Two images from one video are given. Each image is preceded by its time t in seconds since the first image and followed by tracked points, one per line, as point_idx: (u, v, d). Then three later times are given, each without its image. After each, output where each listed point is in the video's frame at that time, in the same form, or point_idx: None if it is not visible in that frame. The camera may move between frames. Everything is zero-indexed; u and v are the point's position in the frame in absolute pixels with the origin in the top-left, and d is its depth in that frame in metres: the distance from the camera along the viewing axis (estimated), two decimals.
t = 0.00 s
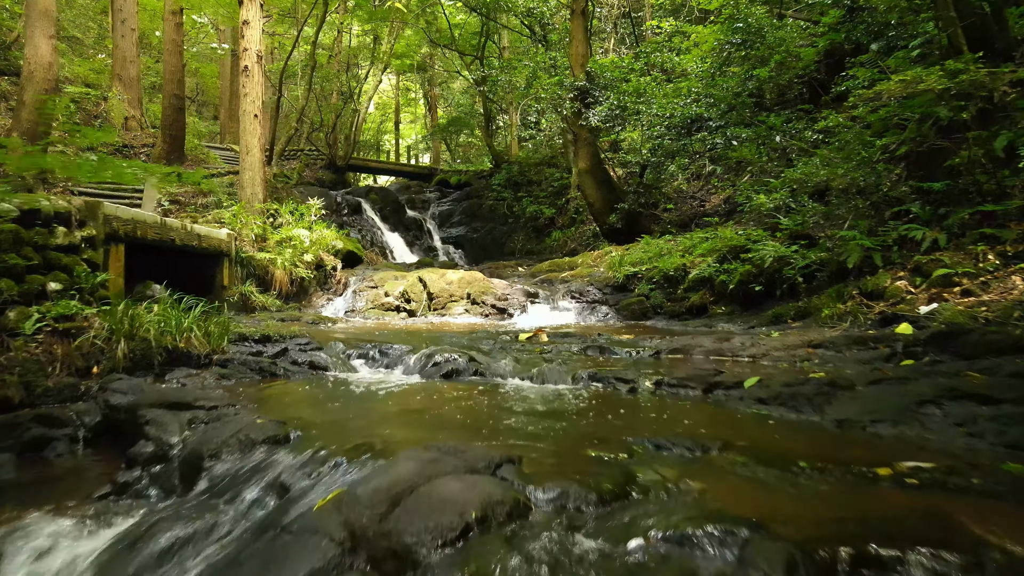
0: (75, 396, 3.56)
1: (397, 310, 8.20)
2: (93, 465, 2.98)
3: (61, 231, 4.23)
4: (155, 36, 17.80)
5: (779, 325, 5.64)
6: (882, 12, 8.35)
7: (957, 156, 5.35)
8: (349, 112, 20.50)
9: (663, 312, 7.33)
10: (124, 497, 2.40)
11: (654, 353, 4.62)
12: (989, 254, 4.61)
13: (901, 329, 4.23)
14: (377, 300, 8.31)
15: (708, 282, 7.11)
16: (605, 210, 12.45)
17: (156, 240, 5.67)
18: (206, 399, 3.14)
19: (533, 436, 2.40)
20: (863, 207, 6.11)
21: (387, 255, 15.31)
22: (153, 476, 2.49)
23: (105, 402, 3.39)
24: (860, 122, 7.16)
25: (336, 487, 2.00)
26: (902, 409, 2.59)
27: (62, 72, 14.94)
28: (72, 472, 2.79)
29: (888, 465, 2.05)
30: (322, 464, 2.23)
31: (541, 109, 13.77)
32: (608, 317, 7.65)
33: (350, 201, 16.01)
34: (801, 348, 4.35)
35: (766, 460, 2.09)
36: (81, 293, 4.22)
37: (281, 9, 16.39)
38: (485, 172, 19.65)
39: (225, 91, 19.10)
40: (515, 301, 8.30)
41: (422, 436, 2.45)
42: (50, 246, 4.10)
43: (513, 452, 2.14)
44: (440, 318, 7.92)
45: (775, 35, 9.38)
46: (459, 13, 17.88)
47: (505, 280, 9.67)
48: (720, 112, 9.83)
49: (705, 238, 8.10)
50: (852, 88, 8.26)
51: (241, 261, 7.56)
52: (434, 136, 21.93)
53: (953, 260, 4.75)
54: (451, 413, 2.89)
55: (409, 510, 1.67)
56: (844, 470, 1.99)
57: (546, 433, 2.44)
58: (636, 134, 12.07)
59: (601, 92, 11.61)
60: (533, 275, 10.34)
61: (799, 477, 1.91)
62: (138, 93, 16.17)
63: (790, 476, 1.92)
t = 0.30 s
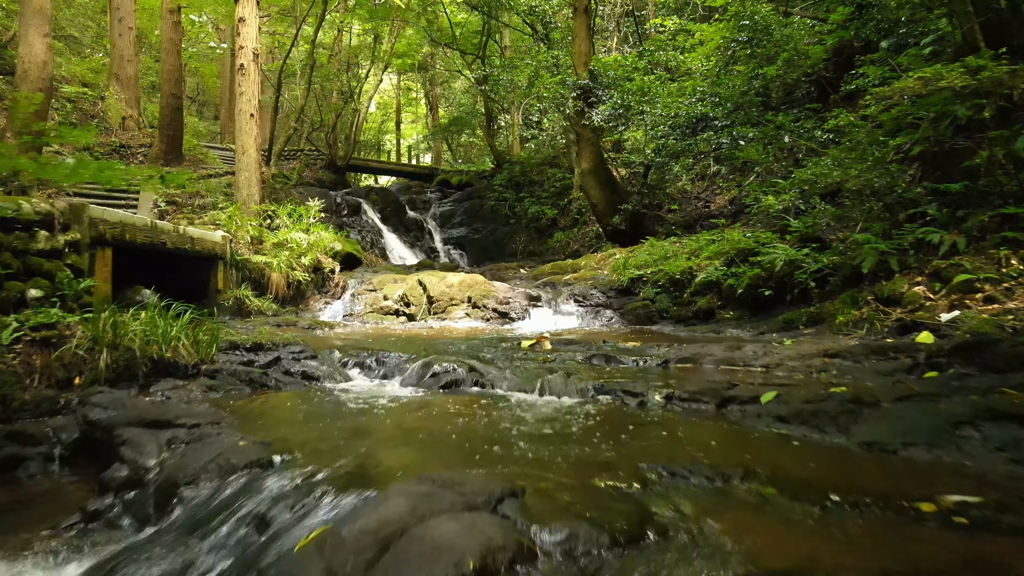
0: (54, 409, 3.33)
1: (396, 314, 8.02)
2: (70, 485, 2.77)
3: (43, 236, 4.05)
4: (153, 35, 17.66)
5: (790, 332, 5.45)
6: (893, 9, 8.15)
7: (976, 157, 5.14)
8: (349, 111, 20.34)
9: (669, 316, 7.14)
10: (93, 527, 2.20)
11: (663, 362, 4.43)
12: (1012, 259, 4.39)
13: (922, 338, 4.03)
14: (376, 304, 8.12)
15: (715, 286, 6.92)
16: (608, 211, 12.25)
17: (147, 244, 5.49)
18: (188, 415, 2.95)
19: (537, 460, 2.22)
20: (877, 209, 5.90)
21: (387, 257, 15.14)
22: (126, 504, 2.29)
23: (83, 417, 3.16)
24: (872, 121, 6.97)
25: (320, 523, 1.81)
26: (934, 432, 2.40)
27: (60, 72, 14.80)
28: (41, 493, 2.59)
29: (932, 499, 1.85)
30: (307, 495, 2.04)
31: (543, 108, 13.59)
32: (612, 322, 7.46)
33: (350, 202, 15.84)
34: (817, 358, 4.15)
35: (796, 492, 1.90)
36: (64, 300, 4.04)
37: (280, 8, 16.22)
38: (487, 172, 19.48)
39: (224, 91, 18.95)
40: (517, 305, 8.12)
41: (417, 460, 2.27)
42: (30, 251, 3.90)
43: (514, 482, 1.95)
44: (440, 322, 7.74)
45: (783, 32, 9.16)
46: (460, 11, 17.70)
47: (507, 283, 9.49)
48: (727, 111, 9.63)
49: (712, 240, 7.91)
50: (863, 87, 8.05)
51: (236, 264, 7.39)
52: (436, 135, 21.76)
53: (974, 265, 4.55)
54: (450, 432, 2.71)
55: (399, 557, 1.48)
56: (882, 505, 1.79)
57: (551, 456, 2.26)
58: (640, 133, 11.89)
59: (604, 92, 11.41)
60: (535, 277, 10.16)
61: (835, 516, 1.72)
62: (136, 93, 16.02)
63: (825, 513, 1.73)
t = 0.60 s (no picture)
0: (29, 424, 3.08)
1: (395, 318, 7.82)
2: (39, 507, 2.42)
3: (23, 240, 3.85)
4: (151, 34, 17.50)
5: (802, 339, 5.26)
6: (905, 6, 7.97)
7: (997, 157, 4.93)
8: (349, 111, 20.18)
9: (675, 321, 6.95)
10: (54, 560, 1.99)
11: (671, 371, 4.24)
12: None
13: (944, 347, 3.83)
14: (375, 308, 7.94)
15: (722, 290, 6.73)
16: (611, 212, 12.06)
17: (135, 247, 5.31)
18: (168, 434, 2.76)
19: (540, 490, 2.04)
20: (891, 212, 5.69)
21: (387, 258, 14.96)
22: (94, 536, 2.09)
23: (58, 435, 2.90)
24: (884, 120, 6.77)
25: (302, 568, 1.61)
26: (975, 456, 2.20)
27: (56, 71, 14.64)
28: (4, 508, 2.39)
29: (985, 540, 1.65)
30: (291, 532, 1.84)
31: (545, 108, 13.41)
32: (616, 326, 7.28)
33: (349, 202, 15.66)
34: (834, 368, 3.96)
35: (828, 530, 1.72)
36: (44, 307, 3.84)
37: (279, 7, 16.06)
38: (488, 172, 19.30)
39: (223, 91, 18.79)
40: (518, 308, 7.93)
41: (411, 489, 2.09)
42: (8, 256, 3.70)
43: (516, 518, 1.77)
44: (440, 327, 7.55)
45: (790, 29, 8.97)
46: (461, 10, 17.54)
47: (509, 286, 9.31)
48: (733, 112, 9.44)
49: (718, 243, 7.72)
50: (874, 86, 7.86)
51: (230, 267, 7.22)
52: (436, 136, 21.59)
53: (996, 270, 4.33)
54: (447, 454, 2.53)
55: None
56: (926, 548, 1.60)
57: (555, 485, 2.08)
58: (643, 133, 11.72)
59: (607, 91, 11.21)
60: (537, 280, 9.98)
61: (876, 562, 1.53)
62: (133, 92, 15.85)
63: (865, 559, 1.54)
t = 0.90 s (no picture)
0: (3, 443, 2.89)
1: (394, 323, 7.65)
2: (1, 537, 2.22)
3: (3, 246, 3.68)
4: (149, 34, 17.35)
5: (816, 348, 5.06)
6: (916, 3, 7.75)
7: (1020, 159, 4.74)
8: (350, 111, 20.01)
9: (682, 327, 6.77)
10: None
11: (682, 384, 4.04)
12: None
13: (969, 360, 3.64)
14: (374, 313, 7.75)
15: (731, 295, 6.55)
16: (615, 214, 11.86)
17: (126, 253, 5.14)
18: (147, 458, 2.57)
19: (548, 532, 1.85)
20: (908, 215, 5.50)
21: (388, 260, 14.79)
22: None
23: (30, 456, 2.71)
24: (898, 121, 6.58)
25: None
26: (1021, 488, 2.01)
27: (53, 71, 14.49)
28: None
29: None
30: None
31: (548, 108, 13.23)
32: (621, 332, 7.09)
33: (350, 204, 15.50)
34: (854, 381, 3.76)
35: None
36: (25, 317, 3.66)
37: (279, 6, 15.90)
38: (490, 173, 19.11)
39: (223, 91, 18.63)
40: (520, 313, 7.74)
41: (406, 529, 1.90)
42: None
43: (519, 572, 1.58)
44: (441, 332, 7.37)
45: (798, 28, 8.77)
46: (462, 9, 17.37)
47: (511, 290, 9.13)
48: (740, 112, 9.22)
49: (726, 246, 7.53)
50: (886, 85, 7.67)
51: (226, 272, 7.06)
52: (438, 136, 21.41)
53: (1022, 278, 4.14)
54: (447, 484, 2.35)
55: None
56: None
57: (565, 525, 1.89)
58: (647, 133, 11.52)
59: (612, 90, 11.01)
60: (540, 283, 9.80)
61: None
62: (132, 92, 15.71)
63: None
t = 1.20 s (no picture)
0: None
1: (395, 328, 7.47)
2: None
3: None
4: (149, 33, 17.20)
5: (832, 357, 4.87)
6: None
7: None
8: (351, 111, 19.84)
9: (690, 333, 6.58)
10: None
11: (693, 398, 3.85)
12: None
13: (999, 374, 3.44)
14: (374, 318, 7.57)
15: (741, 300, 6.35)
16: (620, 215, 11.66)
17: (115, 258, 4.97)
18: (122, 485, 2.37)
19: None
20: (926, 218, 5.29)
21: (389, 262, 14.62)
22: None
23: None
24: (913, 121, 6.38)
25: None
26: None
27: (51, 71, 14.35)
28: None
29: None
30: None
31: (551, 108, 13.04)
32: (628, 338, 6.91)
33: (351, 205, 15.33)
34: (876, 395, 3.56)
35: None
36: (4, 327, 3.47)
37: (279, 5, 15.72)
38: (492, 174, 18.91)
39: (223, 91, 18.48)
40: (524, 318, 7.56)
41: None
42: None
43: None
44: (442, 338, 7.19)
45: (808, 25, 8.57)
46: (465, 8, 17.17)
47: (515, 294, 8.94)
48: (749, 113, 8.95)
49: (735, 250, 7.33)
50: (901, 85, 7.44)
51: (223, 276, 6.95)
52: (441, 136, 21.22)
53: None
54: (446, 517, 2.16)
55: None
56: None
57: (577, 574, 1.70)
58: (652, 134, 11.33)
59: (616, 90, 10.78)
60: (544, 286, 9.61)
61: None
62: (131, 93, 15.56)
63: None
